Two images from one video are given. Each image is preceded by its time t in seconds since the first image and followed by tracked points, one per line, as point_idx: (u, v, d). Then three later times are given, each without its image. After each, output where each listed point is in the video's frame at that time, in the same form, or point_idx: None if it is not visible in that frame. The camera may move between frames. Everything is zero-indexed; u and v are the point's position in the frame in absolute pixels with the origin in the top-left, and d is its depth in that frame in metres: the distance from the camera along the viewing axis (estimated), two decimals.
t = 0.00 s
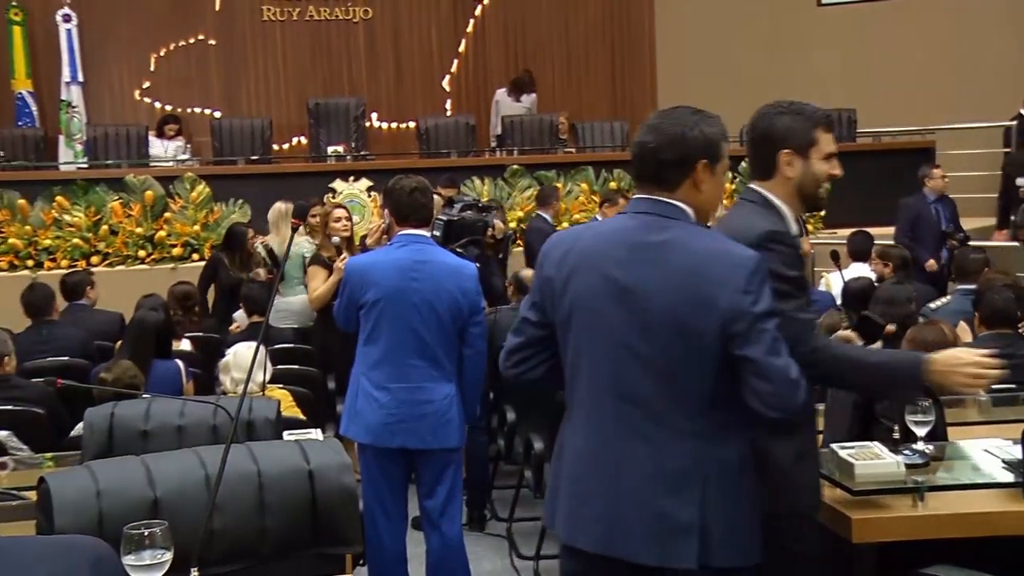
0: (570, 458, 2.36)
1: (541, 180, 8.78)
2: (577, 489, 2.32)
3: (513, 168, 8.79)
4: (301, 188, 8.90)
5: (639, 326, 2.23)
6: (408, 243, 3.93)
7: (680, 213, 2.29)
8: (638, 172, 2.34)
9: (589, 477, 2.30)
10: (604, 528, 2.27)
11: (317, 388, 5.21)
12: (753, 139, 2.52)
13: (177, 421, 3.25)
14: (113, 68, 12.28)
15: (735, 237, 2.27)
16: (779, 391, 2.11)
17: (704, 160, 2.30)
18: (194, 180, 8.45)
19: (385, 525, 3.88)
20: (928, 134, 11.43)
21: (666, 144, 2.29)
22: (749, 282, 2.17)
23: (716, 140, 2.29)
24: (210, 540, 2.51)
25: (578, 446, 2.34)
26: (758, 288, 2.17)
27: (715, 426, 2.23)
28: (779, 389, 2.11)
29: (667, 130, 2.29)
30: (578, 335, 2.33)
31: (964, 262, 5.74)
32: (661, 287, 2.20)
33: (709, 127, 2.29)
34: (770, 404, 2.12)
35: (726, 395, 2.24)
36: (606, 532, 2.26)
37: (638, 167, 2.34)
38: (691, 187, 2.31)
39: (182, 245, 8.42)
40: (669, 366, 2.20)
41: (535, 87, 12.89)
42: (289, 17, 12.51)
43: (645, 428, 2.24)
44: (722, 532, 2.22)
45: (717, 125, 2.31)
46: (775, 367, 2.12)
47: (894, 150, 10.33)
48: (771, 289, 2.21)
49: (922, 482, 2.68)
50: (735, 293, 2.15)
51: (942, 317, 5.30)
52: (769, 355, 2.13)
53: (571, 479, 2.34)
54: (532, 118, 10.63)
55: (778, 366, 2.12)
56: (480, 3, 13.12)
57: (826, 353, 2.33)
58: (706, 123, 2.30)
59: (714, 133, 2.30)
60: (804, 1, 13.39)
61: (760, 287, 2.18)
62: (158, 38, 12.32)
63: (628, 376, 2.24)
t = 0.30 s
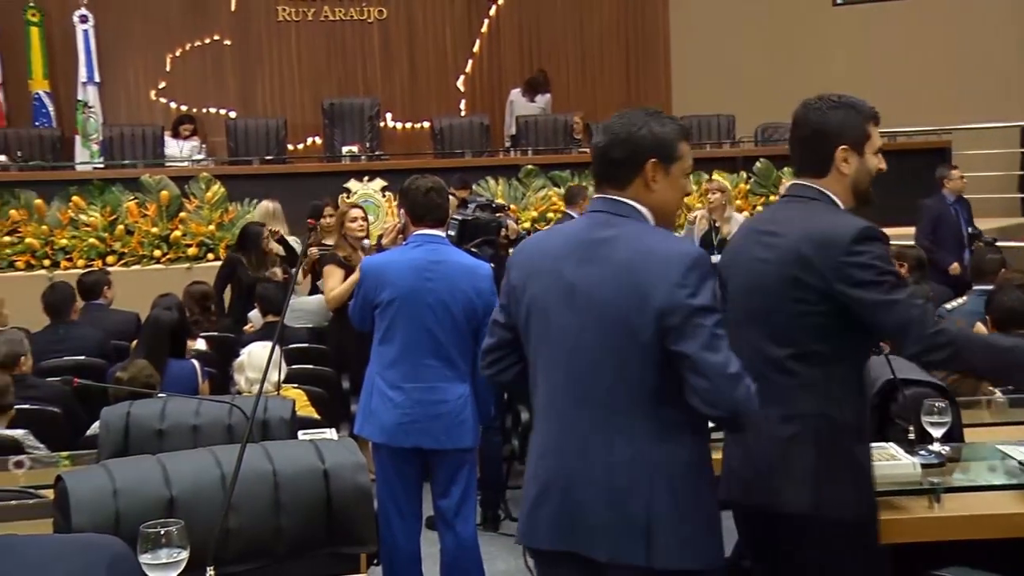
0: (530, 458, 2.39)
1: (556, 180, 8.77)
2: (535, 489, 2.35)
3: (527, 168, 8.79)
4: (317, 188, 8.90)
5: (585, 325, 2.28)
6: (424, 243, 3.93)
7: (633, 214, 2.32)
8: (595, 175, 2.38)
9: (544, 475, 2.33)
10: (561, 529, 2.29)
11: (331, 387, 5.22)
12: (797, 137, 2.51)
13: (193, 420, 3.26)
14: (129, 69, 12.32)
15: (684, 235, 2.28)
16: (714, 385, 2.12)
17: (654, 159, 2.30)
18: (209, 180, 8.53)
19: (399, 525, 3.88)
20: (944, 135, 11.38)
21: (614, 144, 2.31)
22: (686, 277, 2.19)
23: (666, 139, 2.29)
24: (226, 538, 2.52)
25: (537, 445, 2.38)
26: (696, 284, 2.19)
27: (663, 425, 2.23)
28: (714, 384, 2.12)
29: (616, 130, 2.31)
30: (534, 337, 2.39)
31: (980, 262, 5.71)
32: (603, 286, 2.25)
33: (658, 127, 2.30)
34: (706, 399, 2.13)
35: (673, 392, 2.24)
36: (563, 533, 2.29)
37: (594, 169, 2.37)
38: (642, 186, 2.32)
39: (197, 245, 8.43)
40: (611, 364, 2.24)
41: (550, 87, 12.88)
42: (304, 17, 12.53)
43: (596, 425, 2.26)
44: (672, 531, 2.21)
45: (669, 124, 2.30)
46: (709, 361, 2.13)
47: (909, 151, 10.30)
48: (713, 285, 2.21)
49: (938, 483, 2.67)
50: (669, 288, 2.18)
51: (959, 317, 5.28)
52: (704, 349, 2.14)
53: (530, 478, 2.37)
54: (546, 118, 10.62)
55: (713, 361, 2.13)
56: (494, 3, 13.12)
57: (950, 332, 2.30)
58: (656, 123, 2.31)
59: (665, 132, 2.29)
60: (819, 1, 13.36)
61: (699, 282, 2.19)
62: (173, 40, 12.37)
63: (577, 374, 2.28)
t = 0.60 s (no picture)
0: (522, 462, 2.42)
1: (567, 180, 8.77)
2: (526, 492, 2.38)
3: (537, 168, 8.80)
4: (328, 188, 8.90)
5: (560, 324, 2.30)
6: (436, 243, 3.94)
7: (612, 211, 2.33)
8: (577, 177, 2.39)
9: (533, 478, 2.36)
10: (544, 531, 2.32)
11: (342, 387, 5.23)
12: (825, 140, 2.47)
13: (204, 420, 3.26)
14: (141, 69, 12.35)
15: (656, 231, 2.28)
16: (678, 380, 2.11)
17: (632, 157, 2.30)
18: (221, 180, 8.55)
19: (410, 524, 3.89)
20: (956, 135, 11.34)
21: (590, 143, 2.33)
22: (652, 272, 2.19)
23: (642, 137, 2.29)
24: (238, 538, 2.52)
25: (528, 448, 2.40)
26: (662, 278, 2.18)
27: (636, 422, 2.23)
28: (678, 379, 2.11)
29: (593, 129, 2.33)
30: (519, 339, 2.43)
31: (993, 262, 5.70)
32: (574, 284, 2.28)
33: (635, 124, 2.31)
34: (671, 394, 2.12)
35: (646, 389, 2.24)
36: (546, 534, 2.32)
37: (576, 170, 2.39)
38: (622, 185, 2.32)
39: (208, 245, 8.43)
40: (582, 362, 2.26)
41: (560, 87, 12.86)
42: (315, 17, 12.55)
43: (575, 425, 2.28)
44: (647, 530, 2.21)
45: (647, 122, 2.31)
46: (672, 355, 2.12)
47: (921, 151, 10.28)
48: (683, 280, 2.20)
49: (950, 484, 2.67)
50: (635, 283, 2.18)
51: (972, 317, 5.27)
52: (669, 344, 2.13)
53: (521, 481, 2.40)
54: (557, 118, 10.62)
55: (676, 356, 2.12)
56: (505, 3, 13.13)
57: (1016, 306, 2.25)
58: (633, 120, 2.32)
59: (641, 128, 2.30)
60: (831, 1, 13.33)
61: (666, 277, 2.19)
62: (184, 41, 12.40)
63: (554, 374, 2.31)
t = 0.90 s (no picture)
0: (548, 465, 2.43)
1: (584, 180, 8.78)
2: (551, 496, 2.39)
3: (554, 168, 8.81)
4: (345, 189, 8.91)
5: (578, 328, 2.30)
6: (453, 243, 3.94)
7: (628, 212, 2.32)
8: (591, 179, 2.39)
9: (557, 483, 2.37)
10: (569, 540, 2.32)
11: (359, 387, 5.24)
12: (936, 145, 2.34)
13: (222, 419, 3.27)
14: (160, 69, 12.40)
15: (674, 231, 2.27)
16: (700, 387, 2.11)
17: (644, 155, 2.30)
18: (238, 180, 8.61)
19: (426, 524, 3.89)
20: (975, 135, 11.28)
21: (602, 143, 2.32)
22: (668, 276, 2.17)
23: (653, 134, 2.29)
24: (256, 537, 2.53)
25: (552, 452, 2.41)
26: (678, 281, 2.17)
27: (658, 427, 2.23)
28: (700, 385, 2.11)
29: (604, 128, 2.33)
30: (537, 344, 2.43)
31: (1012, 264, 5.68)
32: (590, 290, 2.27)
33: (645, 122, 2.30)
34: (695, 400, 2.12)
35: (667, 394, 2.23)
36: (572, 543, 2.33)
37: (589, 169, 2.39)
38: (635, 183, 2.32)
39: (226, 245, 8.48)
40: (601, 369, 2.26)
41: (577, 88, 12.85)
42: (332, 17, 12.58)
43: (596, 429, 2.28)
44: (675, 536, 2.21)
45: (657, 118, 2.31)
46: (693, 362, 2.11)
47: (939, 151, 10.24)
48: (700, 283, 2.19)
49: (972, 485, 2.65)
50: (652, 288, 2.17)
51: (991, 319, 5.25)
52: (689, 350, 2.12)
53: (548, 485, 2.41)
54: (574, 118, 10.62)
55: (698, 362, 2.11)
56: (523, 4, 13.11)
57: None
58: (643, 117, 2.31)
59: (651, 127, 2.30)
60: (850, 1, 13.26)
61: (682, 280, 2.17)
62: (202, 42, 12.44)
63: (574, 381, 2.32)
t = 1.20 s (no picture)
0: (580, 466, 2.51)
1: (598, 180, 8.79)
2: (582, 500, 2.47)
3: (569, 169, 8.83)
4: (360, 189, 8.92)
5: (606, 331, 2.37)
6: (469, 243, 3.95)
7: (656, 213, 2.41)
8: (618, 179, 2.47)
9: (588, 487, 2.45)
10: (602, 538, 2.41)
11: (374, 386, 5.25)
12: None
13: (238, 419, 3.28)
14: (176, 70, 12.43)
15: (700, 233, 2.34)
16: (725, 392, 2.17)
17: (672, 155, 2.38)
18: (253, 180, 8.64)
19: (442, 524, 3.90)
20: (993, 135, 11.22)
21: (629, 143, 2.41)
22: (697, 278, 2.24)
23: (679, 134, 2.37)
24: (272, 537, 2.54)
25: (583, 453, 2.49)
26: (707, 284, 2.23)
27: (687, 428, 2.30)
28: (725, 390, 2.17)
29: (630, 129, 2.41)
30: (568, 343, 2.51)
31: None
32: (620, 291, 2.34)
33: (671, 122, 2.38)
34: (721, 404, 2.18)
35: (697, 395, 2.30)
36: (603, 541, 2.41)
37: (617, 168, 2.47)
38: (663, 184, 2.40)
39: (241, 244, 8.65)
40: (631, 370, 2.33)
41: (593, 88, 12.83)
42: (347, 18, 12.61)
43: (625, 432, 2.36)
44: (703, 538, 2.28)
45: (684, 119, 2.39)
46: (719, 366, 2.18)
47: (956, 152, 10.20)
48: (729, 285, 2.26)
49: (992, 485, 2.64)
50: (680, 290, 2.24)
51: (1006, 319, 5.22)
52: (716, 354, 2.19)
53: (580, 487, 2.49)
54: (589, 118, 10.61)
55: (725, 366, 2.18)
56: (538, 4, 13.09)
57: None
58: (670, 117, 2.39)
59: (678, 126, 2.38)
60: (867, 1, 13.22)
61: (712, 283, 2.24)
62: (218, 42, 12.47)
63: (604, 383, 2.39)
